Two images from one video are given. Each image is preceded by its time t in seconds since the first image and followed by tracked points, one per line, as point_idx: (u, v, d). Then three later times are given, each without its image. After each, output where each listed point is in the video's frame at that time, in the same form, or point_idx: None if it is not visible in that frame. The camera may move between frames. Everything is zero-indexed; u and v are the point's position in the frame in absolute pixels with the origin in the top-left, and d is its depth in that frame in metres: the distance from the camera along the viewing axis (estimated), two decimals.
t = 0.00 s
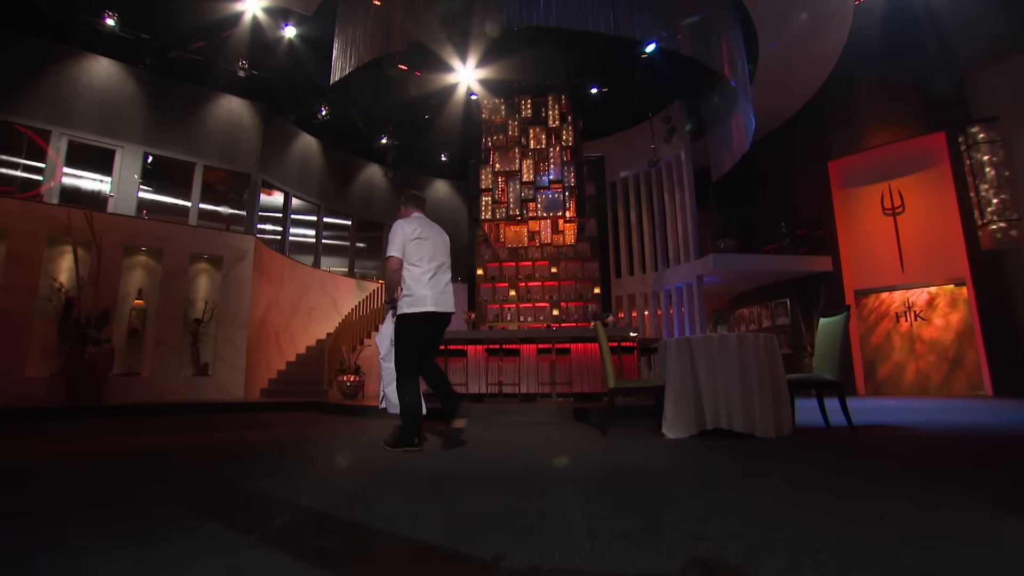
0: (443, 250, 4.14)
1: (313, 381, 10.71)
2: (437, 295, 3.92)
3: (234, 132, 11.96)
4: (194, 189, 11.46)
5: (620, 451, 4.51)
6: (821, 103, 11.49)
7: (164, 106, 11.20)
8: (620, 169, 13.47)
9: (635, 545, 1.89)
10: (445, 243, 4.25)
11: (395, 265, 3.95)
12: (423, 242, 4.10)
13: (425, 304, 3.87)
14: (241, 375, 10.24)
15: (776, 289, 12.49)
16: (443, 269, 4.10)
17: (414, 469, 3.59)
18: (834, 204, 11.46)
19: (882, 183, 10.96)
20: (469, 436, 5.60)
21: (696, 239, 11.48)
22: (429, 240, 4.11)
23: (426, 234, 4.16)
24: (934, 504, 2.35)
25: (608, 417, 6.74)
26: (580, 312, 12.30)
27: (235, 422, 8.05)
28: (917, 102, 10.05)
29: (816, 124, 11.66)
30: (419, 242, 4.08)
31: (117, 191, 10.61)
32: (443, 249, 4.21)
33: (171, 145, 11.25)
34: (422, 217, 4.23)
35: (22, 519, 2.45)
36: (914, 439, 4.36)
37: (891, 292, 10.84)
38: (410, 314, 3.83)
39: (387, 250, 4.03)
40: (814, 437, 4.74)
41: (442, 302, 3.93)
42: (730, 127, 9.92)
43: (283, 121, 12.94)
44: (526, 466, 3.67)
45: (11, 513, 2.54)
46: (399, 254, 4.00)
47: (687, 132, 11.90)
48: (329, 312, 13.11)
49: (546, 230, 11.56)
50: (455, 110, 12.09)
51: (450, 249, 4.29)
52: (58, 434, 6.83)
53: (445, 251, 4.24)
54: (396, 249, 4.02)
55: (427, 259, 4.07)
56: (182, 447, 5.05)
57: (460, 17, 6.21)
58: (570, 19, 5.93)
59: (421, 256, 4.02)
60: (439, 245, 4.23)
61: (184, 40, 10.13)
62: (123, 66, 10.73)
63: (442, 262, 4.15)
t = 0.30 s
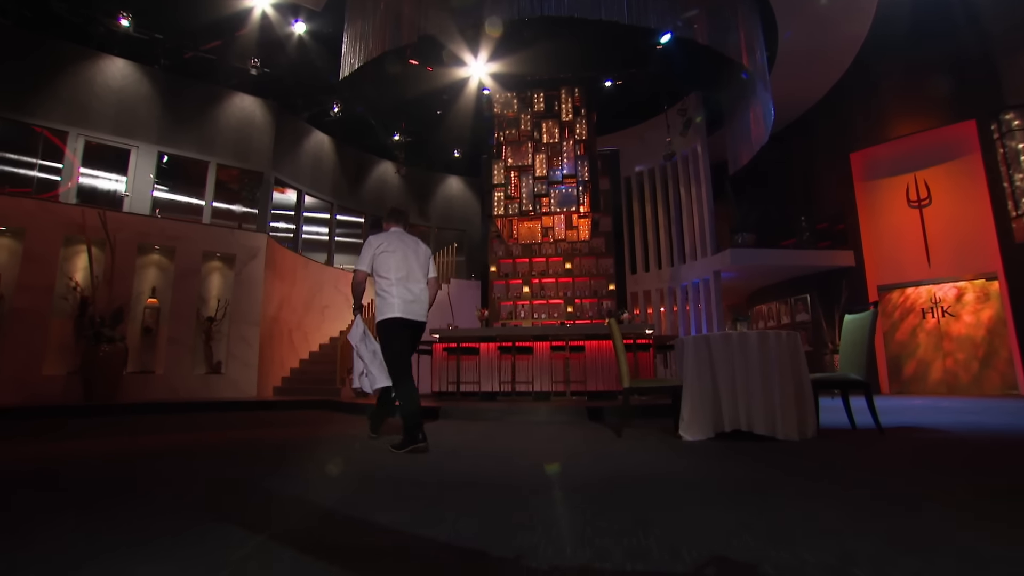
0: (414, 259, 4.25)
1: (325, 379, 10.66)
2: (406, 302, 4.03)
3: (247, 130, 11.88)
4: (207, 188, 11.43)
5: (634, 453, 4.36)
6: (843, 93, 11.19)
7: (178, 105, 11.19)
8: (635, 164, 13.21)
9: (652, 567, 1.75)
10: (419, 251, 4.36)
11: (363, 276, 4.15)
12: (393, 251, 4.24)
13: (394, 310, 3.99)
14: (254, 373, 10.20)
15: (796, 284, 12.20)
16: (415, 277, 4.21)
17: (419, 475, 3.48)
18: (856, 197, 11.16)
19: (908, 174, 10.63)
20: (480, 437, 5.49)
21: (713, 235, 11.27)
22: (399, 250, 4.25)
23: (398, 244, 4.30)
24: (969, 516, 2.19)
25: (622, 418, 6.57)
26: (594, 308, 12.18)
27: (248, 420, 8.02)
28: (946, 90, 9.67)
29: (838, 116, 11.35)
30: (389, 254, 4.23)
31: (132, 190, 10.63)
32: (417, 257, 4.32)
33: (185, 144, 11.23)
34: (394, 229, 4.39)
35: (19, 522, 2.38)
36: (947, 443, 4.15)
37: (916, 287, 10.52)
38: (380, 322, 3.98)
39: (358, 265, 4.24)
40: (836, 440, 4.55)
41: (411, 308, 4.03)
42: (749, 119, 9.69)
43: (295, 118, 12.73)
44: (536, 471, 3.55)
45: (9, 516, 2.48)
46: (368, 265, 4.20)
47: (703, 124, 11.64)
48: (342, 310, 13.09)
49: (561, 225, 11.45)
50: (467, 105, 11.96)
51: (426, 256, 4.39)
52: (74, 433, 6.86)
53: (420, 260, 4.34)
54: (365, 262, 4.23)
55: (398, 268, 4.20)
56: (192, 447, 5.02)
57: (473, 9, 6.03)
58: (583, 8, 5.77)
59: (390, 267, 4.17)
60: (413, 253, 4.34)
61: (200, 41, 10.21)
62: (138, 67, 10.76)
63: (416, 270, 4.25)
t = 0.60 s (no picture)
0: (391, 261, 4.59)
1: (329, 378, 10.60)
2: (378, 302, 4.39)
3: (252, 128, 11.61)
4: (212, 186, 11.26)
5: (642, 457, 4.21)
6: (859, 87, 10.92)
7: (184, 104, 11.00)
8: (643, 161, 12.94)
9: None
10: (396, 253, 4.67)
11: (345, 277, 4.55)
12: (370, 253, 4.58)
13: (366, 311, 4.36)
14: (257, 373, 10.09)
15: (809, 282, 11.96)
16: (389, 278, 4.54)
17: (418, 479, 3.35)
18: (870, 192, 10.91)
19: (926, 168, 10.31)
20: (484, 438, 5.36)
21: (723, 232, 11.08)
22: (377, 253, 4.59)
23: (375, 246, 4.63)
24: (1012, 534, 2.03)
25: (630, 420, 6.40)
26: (603, 307, 11.99)
27: (252, 422, 7.92)
28: (966, 82, 9.40)
29: (853, 110, 11.09)
30: (368, 257, 4.59)
31: (137, 189, 10.53)
32: (394, 259, 4.64)
33: (190, 143, 11.05)
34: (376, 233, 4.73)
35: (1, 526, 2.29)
36: (974, 448, 3.96)
37: (934, 285, 10.23)
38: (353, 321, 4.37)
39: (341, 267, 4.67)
40: (854, 447, 4.38)
41: (383, 306, 4.36)
42: (760, 113, 9.47)
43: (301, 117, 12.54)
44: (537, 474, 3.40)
45: None
46: (349, 266, 4.57)
47: (713, 119, 11.41)
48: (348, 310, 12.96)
49: (568, 223, 11.17)
50: (473, 102, 11.79)
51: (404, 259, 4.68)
52: (76, 434, 6.79)
53: (397, 262, 4.66)
54: (348, 263, 4.61)
55: (375, 269, 4.57)
56: (192, 450, 4.92)
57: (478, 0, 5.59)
58: None
59: (367, 268, 4.55)
60: (391, 255, 4.67)
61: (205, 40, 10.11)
62: (143, 66, 10.63)
63: (392, 272, 4.59)
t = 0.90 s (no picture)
0: (371, 275, 5.07)
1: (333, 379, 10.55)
2: (360, 313, 4.88)
3: (257, 126, 11.31)
4: (218, 185, 10.99)
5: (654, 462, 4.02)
6: (874, 80, 10.65)
7: (189, 102, 10.76)
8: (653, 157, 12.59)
9: None
10: (379, 268, 5.17)
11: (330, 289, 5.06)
12: (355, 268, 5.09)
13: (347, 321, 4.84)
14: (261, 373, 9.96)
15: (824, 280, 11.67)
16: (372, 291, 5.05)
17: (419, 483, 3.17)
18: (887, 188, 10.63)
19: (944, 163, 10.03)
20: (488, 442, 5.17)
21: (735, 230, 10.85)
22: (359, 267, 5.08)
23: (360, 261, 5.14)
24: None
25: (641, 424, 6.18)
26: (612, 306, 11.80)
27: (256, 426, 7.75)
28: (988, 73, 9.11)
29: (868, 104, 10.82)
30: (350, 271, 5.09)
31: (142, 188, 10.33)
32: (377, 274, 5.15)
33: (194, 142, 10.81)
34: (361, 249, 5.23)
35: None
36: (1005, 453, 3.76)
37: (953, 283, 9.92)
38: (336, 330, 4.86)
39: (328, 279, 5.18)
40: (878, 455, 4.16)
41: (363, 316, 4.85)
42: (773, 107, 9.21)
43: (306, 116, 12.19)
44: (546, 481, 3.22)
45: None
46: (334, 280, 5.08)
47: (723, 113, 11.19)
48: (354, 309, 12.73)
49: (576, 221, 11.05)
50: (479, 97, 11.59)
51: (386, 273, 5.19)
52: (77, 436, 6.68)
53: (380, 276, 5.16)
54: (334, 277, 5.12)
55: (359, 283, 5.06)
56: (189, 454, 4.79)
57: None
58: None
59: (351, 281, 5.05)
60: (374, 270, 5.18)
61: (208, 38, 9.97)
62: (148, 66, 10.44)
63: (374, 285, 5.10)
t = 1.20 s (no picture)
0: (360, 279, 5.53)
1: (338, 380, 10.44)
2: (351, 314, 5.33)
3: (262, 124, 10.92)
4: (223, 184, 10.66)
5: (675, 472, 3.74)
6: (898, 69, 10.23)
7: (193, 99, 10.42)
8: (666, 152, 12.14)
9: None
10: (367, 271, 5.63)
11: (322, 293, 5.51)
12: (344, 272, 5.54)
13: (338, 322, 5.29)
14: (264, 374, 9.76)
15: (845, 278, 11.27)
16: (362, 293, 5.51)
17: (419, 495, 2.91)
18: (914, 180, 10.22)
19: (976, 154, 9.60)
20: (496, 448, 4.91)
21: (752, 226, 10.49)
22: (347, 272, 5.53)
23: (348, 265, 5.57)
24: None
25: (657, 430, 5.89)
26: (624, 306, 11.41)
27: (261, 431, 7.51)
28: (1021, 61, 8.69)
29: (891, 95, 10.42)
30: (340, 275, 5.53)
31: (146, 187, 10.06)
32: (365, 276, 5.61)
33: (199, 140, 10.46)
34: (349, 253, 5.66)
35: None
36: None
37: (983, 281, 9.48)
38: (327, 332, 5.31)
39: (318, 283, 5.61)
40: (916, 465, 3.86)
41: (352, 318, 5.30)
42: (793, 97, 8.84)
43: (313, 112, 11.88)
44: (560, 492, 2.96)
45: None
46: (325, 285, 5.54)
47: (739, 105, 10.80)
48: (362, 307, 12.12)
49: (588, 217, 10.92)
50: (486, 89, 11.24)
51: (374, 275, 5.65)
52: (75, 440, 6.47)
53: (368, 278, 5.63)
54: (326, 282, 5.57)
55: (348, 285, 5.50)
56: (182, 461, 4.56)
57: None
58: None
59: (341, 284, 5.49)
60: (362, 273, 5.64)
61: (214, 35, 9.78)
62: (152, 63, 10.10)
63: (363, 287, 5.56)
